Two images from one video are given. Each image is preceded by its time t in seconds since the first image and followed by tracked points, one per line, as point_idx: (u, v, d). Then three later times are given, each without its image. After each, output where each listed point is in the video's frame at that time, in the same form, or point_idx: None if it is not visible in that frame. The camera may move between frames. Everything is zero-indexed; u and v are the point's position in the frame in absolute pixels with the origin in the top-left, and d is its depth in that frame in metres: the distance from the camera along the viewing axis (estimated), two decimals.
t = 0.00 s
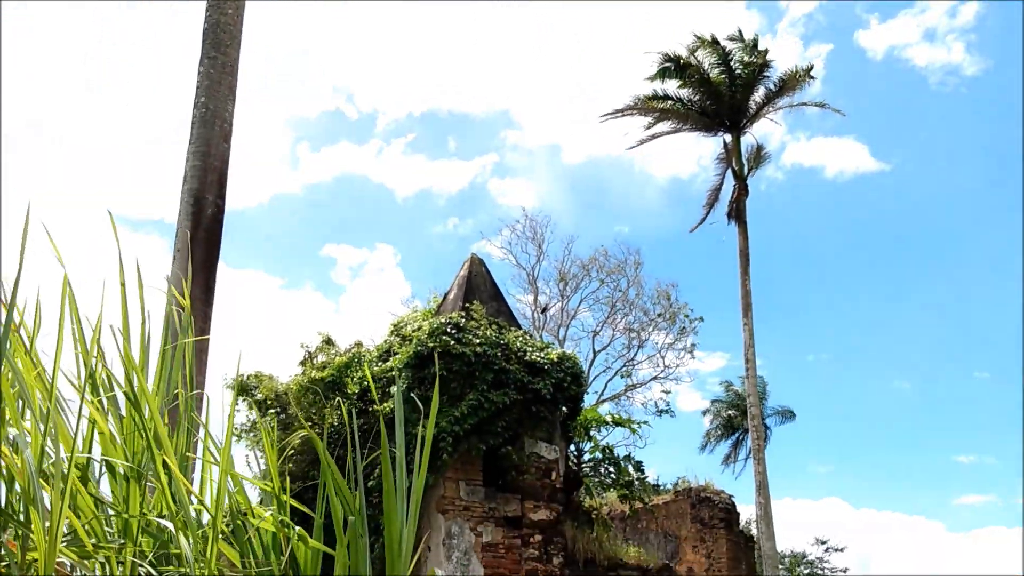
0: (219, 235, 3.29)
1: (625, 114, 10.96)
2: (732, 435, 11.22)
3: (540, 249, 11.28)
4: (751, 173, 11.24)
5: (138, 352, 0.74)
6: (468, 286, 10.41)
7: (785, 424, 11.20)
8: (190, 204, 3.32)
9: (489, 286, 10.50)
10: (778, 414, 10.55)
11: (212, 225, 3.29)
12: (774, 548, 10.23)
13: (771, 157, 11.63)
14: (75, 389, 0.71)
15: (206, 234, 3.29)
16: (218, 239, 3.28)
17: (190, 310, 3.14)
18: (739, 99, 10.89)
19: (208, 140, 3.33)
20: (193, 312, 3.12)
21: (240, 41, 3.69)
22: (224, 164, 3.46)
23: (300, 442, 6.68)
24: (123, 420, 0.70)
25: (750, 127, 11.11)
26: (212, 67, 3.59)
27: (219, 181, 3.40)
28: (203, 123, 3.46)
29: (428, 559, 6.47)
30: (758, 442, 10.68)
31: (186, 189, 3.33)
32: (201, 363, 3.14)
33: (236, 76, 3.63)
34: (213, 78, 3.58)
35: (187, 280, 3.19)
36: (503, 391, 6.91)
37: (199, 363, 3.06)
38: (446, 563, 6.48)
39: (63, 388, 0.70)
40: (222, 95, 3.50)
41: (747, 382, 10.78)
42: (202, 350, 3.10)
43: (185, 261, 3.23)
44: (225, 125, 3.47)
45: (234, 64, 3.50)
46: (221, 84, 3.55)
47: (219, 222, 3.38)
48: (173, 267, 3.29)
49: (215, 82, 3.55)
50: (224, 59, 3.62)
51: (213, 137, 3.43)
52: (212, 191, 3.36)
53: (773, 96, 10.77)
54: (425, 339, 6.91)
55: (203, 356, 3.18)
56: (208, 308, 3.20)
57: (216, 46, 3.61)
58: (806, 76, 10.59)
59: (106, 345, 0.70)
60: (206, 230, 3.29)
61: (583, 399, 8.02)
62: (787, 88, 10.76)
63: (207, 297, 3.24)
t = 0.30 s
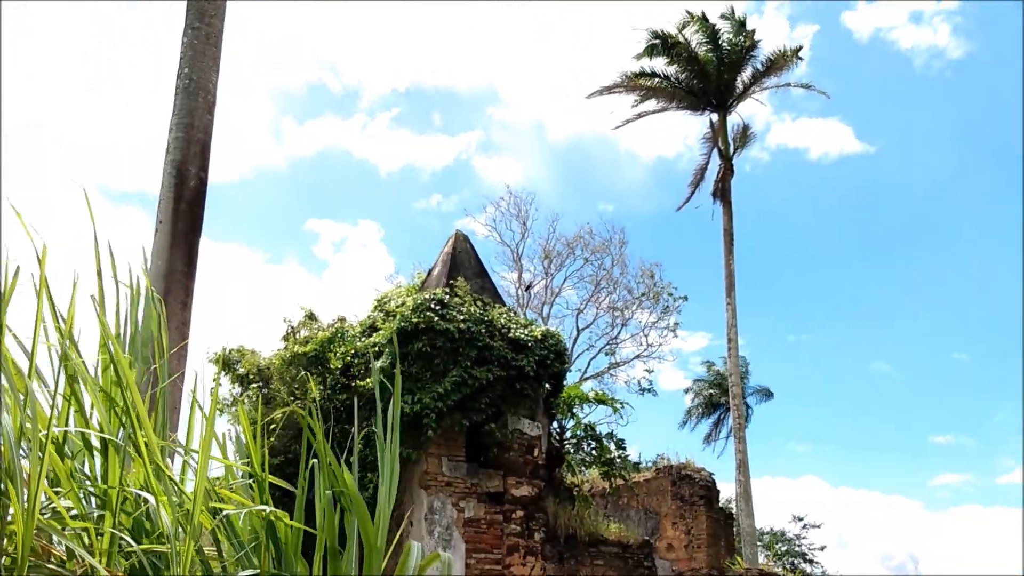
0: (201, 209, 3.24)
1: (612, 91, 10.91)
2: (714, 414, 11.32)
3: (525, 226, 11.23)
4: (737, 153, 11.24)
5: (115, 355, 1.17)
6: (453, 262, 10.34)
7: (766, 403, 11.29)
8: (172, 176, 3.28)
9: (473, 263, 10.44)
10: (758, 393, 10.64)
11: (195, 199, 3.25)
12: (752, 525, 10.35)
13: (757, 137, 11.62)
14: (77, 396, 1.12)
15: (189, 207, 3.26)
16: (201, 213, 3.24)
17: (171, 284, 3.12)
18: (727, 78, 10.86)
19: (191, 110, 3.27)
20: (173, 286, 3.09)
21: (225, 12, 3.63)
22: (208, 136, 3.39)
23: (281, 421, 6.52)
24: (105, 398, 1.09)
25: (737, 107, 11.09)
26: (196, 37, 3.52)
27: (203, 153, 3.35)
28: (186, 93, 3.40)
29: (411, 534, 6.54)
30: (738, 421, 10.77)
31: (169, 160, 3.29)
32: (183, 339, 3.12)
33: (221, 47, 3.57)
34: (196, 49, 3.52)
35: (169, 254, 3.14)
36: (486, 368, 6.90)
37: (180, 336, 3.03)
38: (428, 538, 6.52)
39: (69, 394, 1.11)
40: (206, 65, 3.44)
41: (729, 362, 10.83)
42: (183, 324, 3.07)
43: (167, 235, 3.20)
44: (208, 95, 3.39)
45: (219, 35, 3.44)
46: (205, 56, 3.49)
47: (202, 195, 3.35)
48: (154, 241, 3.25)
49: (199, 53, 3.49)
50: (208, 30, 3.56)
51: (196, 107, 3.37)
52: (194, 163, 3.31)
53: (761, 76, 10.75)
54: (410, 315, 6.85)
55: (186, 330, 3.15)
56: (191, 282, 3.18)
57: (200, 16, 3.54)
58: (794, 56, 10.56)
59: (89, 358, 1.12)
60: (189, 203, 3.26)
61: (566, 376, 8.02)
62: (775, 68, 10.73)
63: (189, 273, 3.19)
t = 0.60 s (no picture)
0: (186, 181, 3.26)
1: (602, 66, 10.86)
2: (699, 390, 11.40)
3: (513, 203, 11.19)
4: (725, 130, 11.24)
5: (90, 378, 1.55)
6: (440, 237, 10.28)
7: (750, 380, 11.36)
8: (157, 147, 3.28)
9: (460, 238, 10.38)
10: (743, 369, 10.71)
11: (179, 171, 3.26)
12: (736, 501, 10.47)
13: (745, 114, 11.61)
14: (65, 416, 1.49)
15: (174, 178, 3.26)
16: (186, 185, 3.25)
17: (156, 255, 3.13)
18: (716, 54, 10.82)
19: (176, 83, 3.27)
20: (158, 258, 3.10)
21: None
22: (193, 108, 3.39)
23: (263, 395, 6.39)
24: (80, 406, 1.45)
25: (726, 84, 11.07)
26: (182, 8, 3.51)
27: (188, 125, 3.36)
28: (171, 63, 3.39)
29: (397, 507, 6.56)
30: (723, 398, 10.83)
31: (154, 131, 3.30)
32: (170, 309, 3.13)
33: (207, 18, 3.56)
34: (182, 19, 3.50)
35: (153, 225, 3.16)
36: (473, 343, 6.88)
37: (165, 307, 3.04)
38: (413, 512, 6.50)
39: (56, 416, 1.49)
40: (192, 37, 3.44)
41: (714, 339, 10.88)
42: (169, 295, 3.09)
43: (151, 207, 3.21)
44: (193, 67, 3.40)
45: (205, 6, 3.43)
46: (190, 27, 3.48)
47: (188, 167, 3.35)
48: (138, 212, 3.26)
49: (185, 23, 3.48)
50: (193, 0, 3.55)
51: (181, 77, 3.37)
52: (179, 135, 3.32)
53: (750, 53, 10.72)
54: (396, 290, 6.82)
55: (173, 299, 3.15)
56: (176, 254, 3.20)
57: None
58: (785, 34, 10.53)
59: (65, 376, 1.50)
60: (174, 174, 3.27)
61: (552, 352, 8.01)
62: (765, 45, 10.71)
63: (174, 245, 3.20)
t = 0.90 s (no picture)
0: (179, 157, 3.23)
1: (596, 44, 10.79)
2: (691, 369, 11.46)
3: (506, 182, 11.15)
4: (719, 109, 11.22)
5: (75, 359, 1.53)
6: (432, 216, 10.23)
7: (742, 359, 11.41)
8: (149, 124, 3.25)
9: (453, 217, 10.33)
10: (735, 348, 10.77)
11: (171, 147, 3.24)
12: (726, 479, 10.54)
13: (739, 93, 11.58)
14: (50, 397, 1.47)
15: (165, 154, 3.23)
16: (178, 161, 3.23)
17: (148, 233, 3.11)
18: (711, 33, 10.77)
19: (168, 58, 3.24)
20: (150, 236, 3.09)
21: None
22: (185, 85, 3.36)
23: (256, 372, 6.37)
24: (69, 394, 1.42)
25: (721, 63, 11.03)
26: None
27: (180, 102, 3.33)
28: (163, 40, 3.34)
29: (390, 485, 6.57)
30: (715, 376, 10.86)
31: (146, 108, 3.27)
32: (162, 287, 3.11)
33: None
34: None
35: (146, 202, 3.14)
36: (466, 321, 6.87)
37: (157, 285, 3.02)
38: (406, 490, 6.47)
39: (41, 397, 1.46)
40: (184, 11, 3.39)
41: (707, 319, 10.91)
42: (161, 273, 3.07)
43: (143, 184, 3.19)
44: (185, 43, 3.36)
45: None
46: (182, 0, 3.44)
47: (180, 144, 3.32)
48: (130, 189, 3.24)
49: None
50: None
51: (173, 53, 3.33)
52: (171, 111, 3.29)
53: (745, 32, 10.68)
54: (389, 268, 6.83)
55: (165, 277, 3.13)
56: (168, 232, 3.18)
57: None
58: (780, 13, 10.48)
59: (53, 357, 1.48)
60: (166, 151, 3.24)
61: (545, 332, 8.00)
62: (760, 24, 10.66)
63: (165, 222, 3.18)
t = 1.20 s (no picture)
0: (175, 132, 3.21)
1: (595, 21, 10.67)
2: (688, 348, 11.47)
3: (504, 159, 11.09)
4: (719, 87, 11.13)
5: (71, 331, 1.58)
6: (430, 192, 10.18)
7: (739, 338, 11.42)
8: (145, 99, 3.22)
9: (451, 194, 10.27)
10: (732, 327, 10.78)
11: (168, 122, 3.21)
12: (722, 457, 10.58)
13: (739, 70, 11.48)
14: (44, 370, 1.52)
15: (162, 130, 3.21)
16: (175, 136, 3.20)
17: (145, 209, 3.10)
18: (711, 9, 10.65)
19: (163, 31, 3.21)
20: (147, 213, 3.08)
21: None
22: (181, 59, 3.32)
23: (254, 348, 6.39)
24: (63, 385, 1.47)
25: (721, 40, 10.92)
26: None
27: (176, 76, 3.29)
28: (158, 14, 3.30)
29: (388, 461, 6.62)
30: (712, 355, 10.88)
31: (142, 83, 3.24)
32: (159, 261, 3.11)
33: None
34: None
35: (142, 178, 3.12)
36: (463, 299, 6.85)
37: (154, 261, 3.02)
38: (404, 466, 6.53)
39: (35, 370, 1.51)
40: None
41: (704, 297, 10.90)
42: (157, 248, 3.06)
43: (139, 160, 3.17)
44: (180, 17, 3.32)
45: None
46: None
47: (176, 119, 3.29)
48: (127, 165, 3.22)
49: None
50: None
51: (168, 28, 3.29)
52: (167, 86, 3.26)
53: (746, 9, 10.55)
54: (386, 246, 6.82)
55: (161, 252, 3.13)
56: (164, 208, 3.18)
57: None
58: None
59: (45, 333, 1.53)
60: (162, 126, 3.22)
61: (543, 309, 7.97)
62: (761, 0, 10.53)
63: (162, 198, 3.16)
